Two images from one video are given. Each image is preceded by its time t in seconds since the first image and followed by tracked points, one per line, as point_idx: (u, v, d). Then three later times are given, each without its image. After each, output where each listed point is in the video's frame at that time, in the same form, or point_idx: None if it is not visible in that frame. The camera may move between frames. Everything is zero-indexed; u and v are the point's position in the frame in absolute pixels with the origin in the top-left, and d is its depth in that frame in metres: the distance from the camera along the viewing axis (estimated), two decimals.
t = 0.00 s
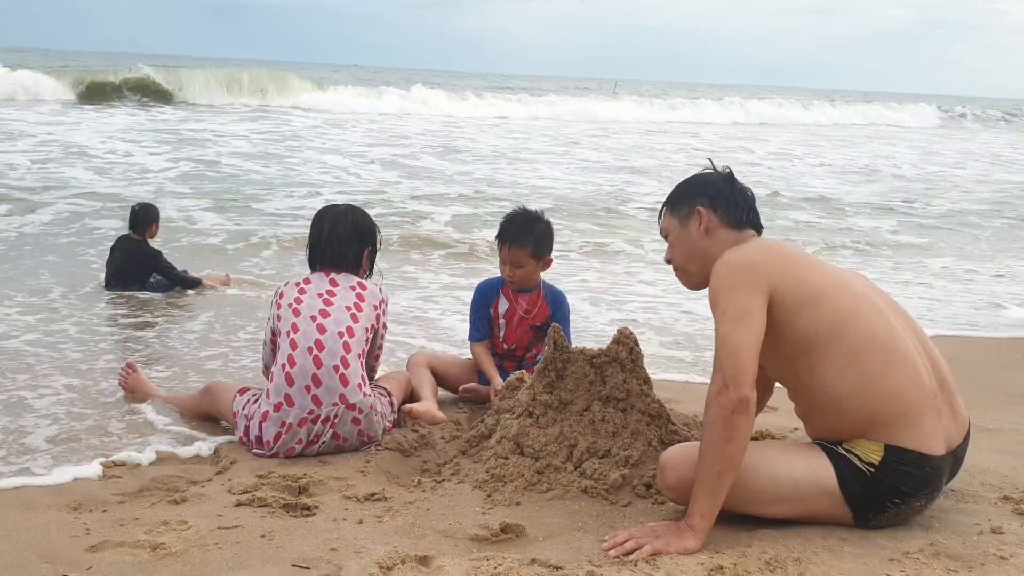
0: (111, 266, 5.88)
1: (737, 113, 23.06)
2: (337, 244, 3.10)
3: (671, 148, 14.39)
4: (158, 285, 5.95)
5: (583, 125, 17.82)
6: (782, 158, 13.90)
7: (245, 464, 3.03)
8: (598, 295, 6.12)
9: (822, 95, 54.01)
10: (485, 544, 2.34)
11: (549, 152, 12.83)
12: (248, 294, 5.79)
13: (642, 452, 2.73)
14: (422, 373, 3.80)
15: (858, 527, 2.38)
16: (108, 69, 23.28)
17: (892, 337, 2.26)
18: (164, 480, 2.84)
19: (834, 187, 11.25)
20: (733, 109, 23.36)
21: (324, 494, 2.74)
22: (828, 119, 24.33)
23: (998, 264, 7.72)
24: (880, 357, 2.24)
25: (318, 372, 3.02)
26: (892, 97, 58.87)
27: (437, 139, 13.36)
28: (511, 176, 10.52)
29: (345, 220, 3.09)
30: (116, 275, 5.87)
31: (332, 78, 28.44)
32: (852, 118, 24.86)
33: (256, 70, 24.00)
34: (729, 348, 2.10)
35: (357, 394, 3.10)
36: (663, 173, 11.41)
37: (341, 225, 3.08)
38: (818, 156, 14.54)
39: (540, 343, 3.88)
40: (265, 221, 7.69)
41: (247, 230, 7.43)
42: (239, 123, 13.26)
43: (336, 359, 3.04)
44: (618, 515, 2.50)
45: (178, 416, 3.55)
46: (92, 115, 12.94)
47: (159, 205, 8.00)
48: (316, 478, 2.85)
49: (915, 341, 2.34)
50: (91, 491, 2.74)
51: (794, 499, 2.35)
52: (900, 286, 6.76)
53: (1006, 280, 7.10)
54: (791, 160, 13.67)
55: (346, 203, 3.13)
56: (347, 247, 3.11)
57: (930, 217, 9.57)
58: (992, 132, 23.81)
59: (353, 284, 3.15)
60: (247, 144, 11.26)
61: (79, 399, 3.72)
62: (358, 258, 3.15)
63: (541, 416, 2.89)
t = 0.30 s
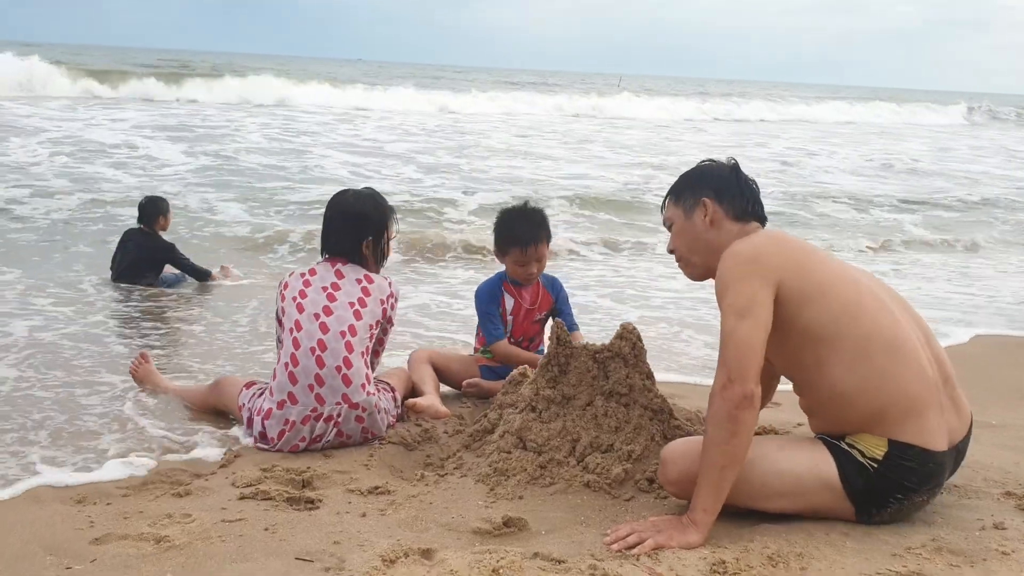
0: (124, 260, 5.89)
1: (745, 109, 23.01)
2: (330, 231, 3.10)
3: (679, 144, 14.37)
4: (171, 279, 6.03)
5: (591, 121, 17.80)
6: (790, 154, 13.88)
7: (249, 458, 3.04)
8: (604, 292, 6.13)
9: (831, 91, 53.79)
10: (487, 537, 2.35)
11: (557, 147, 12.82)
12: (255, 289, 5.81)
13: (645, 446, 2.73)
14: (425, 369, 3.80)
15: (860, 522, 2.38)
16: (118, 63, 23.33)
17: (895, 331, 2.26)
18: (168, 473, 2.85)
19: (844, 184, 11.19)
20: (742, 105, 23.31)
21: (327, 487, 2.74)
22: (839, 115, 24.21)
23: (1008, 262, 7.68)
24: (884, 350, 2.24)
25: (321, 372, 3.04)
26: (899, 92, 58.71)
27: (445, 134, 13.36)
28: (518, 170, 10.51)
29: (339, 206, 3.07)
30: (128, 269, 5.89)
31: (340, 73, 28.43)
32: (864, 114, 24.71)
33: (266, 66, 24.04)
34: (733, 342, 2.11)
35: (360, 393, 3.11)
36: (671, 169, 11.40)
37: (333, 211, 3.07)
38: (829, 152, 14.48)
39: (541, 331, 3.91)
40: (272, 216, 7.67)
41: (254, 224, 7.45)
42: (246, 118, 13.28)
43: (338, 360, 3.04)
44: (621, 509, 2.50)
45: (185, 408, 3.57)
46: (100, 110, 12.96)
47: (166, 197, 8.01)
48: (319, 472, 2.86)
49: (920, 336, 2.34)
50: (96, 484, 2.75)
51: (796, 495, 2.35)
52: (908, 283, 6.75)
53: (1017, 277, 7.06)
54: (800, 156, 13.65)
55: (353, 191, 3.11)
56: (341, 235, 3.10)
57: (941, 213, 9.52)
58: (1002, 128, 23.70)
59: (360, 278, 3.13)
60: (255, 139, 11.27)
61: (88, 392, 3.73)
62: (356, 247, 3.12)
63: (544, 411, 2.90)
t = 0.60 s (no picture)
0: (127, 259, 5.91)
1: (753, 110, 22.99)
2: (338, 224, 3.10)
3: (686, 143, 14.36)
4: (174, 276, 6.05)
5: (598, 121, 17.80)
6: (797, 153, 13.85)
7: (250, 456, 3.05)
8: (608, 289, 6.13)
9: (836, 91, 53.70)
10: (486, 535, 2.36)
11: (563, 146, 12.83)
12: (260, 287, 5.83)
13: (645, 445, 2.73)
14: (427, 367, 3.80)
15: (861, 525, 2.38)
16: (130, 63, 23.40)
17: (917, 339, 2.23)
18: (169, 473, 2.86)
19: (851, 183, 11.18)
20: (749, 106, 23.29)
21: (327, 485, 2.75)
22: (844, 115, 24.14)
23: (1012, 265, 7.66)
24: (905, 361, 2.21)
25: (323, 375, 3.05)
26: (905, 92, 58.61)
27: (452, 133, 13.38)
28: (524, 169, 10.52)
29: (350, 200, 3.05)
30: (131, 268, 5.91)
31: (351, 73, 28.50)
32: (869, 113, 24.65)
33: (276, 67, 24.10)
34: (754, 349, 2.08)
35: (361, 397, 3.12)
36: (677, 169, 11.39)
37: (343, 205, 3.06)
38: (837, 151, 14.47)
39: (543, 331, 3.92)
40: (274, 213, 7.67)
41: (260, 221, 7.46)
42: (254, 117, 13.31)
43: (340, 365, 3.05)
44: (620, 508, 2.51)
45: (186, 405, 3.58)
46: (108, 110, 13.00)
47: (173, 194, 8.04)
48: (320, 470, 2.87)
49: (938, 342, 2.31)
50: (96, 482, 2.76)
51: (799, 501, 2.36)
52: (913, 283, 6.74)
53: None
54: (807, 155, 13.62)
55: (367, 184, 3.08)
56: (349, 229, 3.08)
57: (945, 212, 9.49)
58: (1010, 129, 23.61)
59: (364, 277, 3.12)
60: (262, 137, 11.30)
61: (92, 387, 3.75)
62: (362, 243, 3.10)
63: (544, 409, 2.91)
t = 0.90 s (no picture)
0: (130, 257, 5.95)
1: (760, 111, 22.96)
2: (336, 218, 3.05)
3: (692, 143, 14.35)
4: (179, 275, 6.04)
5: (605, 121, 17.80)
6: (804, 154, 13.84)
7: (252, 455, 3.06)
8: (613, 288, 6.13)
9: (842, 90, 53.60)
10: (487, 535, 2.36)
11: (570, 146, 12.84)
12: (265, 286, 5.85)
13: (645, 445, 2.73)
14: (427, 367, 3.80)
15: (862, 527, 2.38)
16: (140, 61, 23.46)
17: (929, 347, 2.22)
18: (171, 472, 2.87)
19: (858, 183, 11.16)
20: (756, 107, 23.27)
21: (329, 485, 2.76)
22: (852, 114, 24.10)
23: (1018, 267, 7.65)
24: (916, 369, 2.20)
25: (322, 377, 3.07)
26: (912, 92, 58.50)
27: (459, 133, 13.40)
28: (531, 168, 10.53)
29: (349, 196, 3.02)
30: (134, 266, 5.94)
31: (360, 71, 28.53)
32: (877, 113, 24.58)
33: (285, 66, 24.14)
34: (767, 356, 2.06)
35: (361, 398, 3.13)
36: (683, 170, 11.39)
37: (341, 200, 3.02)
38: (844, 152, 14.45)
39: (541, 333, 3.91)
40: (279, 212, 7.68)
41: (267, 219, 7.48)
42: (261, 117, 13.34)
43: (338, 367, 3.06)
44: (621, 508, 2.51)
45: (188, 404, 3.59)
46: (116, 109, 13.04)
47: (179, 193, 8.06)
48: (321, 469, 2.87)
49: (949, 347, 2.30)
50: (98, 481, 2.77)
51: (801, 504, 2.36)
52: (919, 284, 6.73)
53: None
54: (814, 156, 13.61)
55: (366, 180, 3.04)
56: (347, 225, 3.04)
57: (952, 212, 9.47)
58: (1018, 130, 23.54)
59: (358, 274, 3.09)
60: (269, 137, 11.33)
61: (97, 386, 3.77)
62: (359, 237, 3.05)
63: (545, 409, 2.92)
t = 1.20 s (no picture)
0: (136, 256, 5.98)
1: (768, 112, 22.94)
2: (350, 220, 3.08)
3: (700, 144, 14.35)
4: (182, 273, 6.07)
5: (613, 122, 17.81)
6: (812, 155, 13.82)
7: (255, 455, 3.07)
8: (618, 289, 6.14)
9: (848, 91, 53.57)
10: (489, 535, 2.37)
11: (577, 146, 12.85)
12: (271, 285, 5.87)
13: (648, 446, 2.73)
14: (430, 367, 3.80)
15: (864, 529, 2.39)
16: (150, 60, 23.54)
17: (932, 348, 2.22)
18: (174, 471, 2.88)
19: (866, 184, 11.15)
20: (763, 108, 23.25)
21: (331, 484, 2.76)
22: (860, 114, 24.07)
23: None
24: (919, 370, 2.21)
25: (324, 374, 3.07)
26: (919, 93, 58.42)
27: (467, 133, 13.43)
28: (538, 169, 10.55)
29: (362, 197, 3.05)
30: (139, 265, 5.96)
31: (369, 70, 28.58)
32: (885, 114, 24.55)
33: (294, 66, 24.19)
34: (772, 360, 2.06)
35: (363, 398, 3.12)
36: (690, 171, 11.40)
37: (354, 202, 3.06)
38: (852, 153, 14.44)
39: (544, 335, 3.92)
40: (286, 211, 7.69)
41: (275, 217, 7.50)
42: (269, 117, 13.37)
43: (341, 365, 3.06)
44: (622, 509, 2.51)
45: (192, 403, 3.60)
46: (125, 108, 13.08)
47: (186, 192, 8.09)
48: (324, 469, 2.88)
49: (951, 348, 2.30)
50: (102, 479, 2.78)
51: (803, 505, 2.36)
52: (926, 284, 6.72)
53: None
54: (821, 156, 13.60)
55: (377, 180, 3.08)
56: (361, 225, 3.07)
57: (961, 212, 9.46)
58: None
59: (366, 274, 3.09)
60: (278, 136, 11.36)
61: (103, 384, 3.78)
62: (375, 236, 3.08)
63: (547, 410, 2.92)
